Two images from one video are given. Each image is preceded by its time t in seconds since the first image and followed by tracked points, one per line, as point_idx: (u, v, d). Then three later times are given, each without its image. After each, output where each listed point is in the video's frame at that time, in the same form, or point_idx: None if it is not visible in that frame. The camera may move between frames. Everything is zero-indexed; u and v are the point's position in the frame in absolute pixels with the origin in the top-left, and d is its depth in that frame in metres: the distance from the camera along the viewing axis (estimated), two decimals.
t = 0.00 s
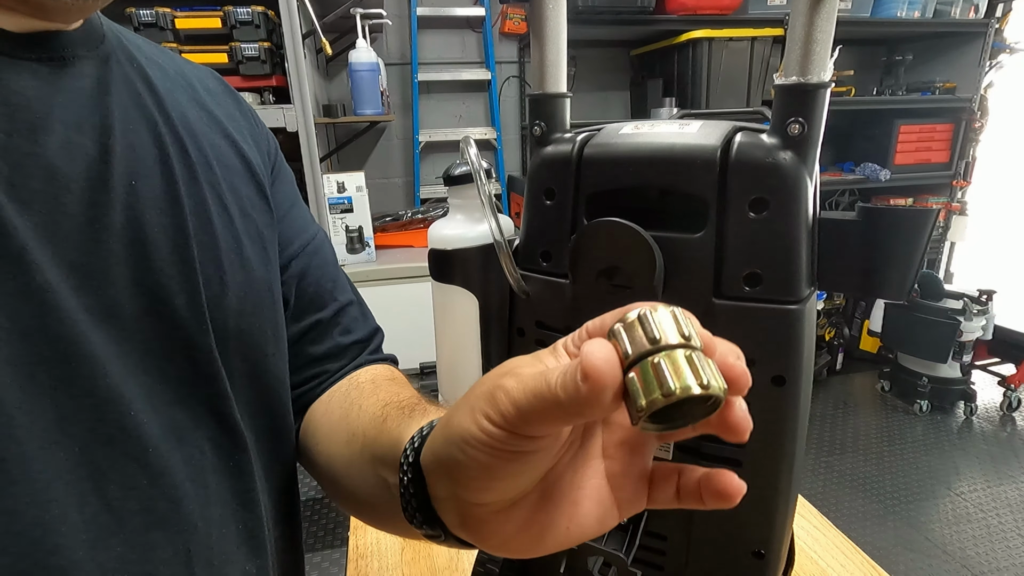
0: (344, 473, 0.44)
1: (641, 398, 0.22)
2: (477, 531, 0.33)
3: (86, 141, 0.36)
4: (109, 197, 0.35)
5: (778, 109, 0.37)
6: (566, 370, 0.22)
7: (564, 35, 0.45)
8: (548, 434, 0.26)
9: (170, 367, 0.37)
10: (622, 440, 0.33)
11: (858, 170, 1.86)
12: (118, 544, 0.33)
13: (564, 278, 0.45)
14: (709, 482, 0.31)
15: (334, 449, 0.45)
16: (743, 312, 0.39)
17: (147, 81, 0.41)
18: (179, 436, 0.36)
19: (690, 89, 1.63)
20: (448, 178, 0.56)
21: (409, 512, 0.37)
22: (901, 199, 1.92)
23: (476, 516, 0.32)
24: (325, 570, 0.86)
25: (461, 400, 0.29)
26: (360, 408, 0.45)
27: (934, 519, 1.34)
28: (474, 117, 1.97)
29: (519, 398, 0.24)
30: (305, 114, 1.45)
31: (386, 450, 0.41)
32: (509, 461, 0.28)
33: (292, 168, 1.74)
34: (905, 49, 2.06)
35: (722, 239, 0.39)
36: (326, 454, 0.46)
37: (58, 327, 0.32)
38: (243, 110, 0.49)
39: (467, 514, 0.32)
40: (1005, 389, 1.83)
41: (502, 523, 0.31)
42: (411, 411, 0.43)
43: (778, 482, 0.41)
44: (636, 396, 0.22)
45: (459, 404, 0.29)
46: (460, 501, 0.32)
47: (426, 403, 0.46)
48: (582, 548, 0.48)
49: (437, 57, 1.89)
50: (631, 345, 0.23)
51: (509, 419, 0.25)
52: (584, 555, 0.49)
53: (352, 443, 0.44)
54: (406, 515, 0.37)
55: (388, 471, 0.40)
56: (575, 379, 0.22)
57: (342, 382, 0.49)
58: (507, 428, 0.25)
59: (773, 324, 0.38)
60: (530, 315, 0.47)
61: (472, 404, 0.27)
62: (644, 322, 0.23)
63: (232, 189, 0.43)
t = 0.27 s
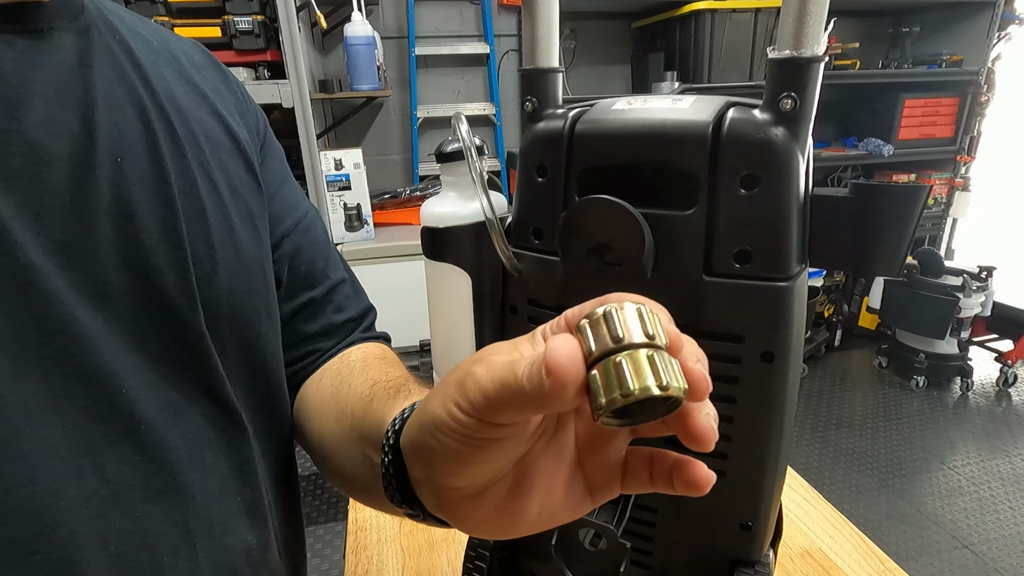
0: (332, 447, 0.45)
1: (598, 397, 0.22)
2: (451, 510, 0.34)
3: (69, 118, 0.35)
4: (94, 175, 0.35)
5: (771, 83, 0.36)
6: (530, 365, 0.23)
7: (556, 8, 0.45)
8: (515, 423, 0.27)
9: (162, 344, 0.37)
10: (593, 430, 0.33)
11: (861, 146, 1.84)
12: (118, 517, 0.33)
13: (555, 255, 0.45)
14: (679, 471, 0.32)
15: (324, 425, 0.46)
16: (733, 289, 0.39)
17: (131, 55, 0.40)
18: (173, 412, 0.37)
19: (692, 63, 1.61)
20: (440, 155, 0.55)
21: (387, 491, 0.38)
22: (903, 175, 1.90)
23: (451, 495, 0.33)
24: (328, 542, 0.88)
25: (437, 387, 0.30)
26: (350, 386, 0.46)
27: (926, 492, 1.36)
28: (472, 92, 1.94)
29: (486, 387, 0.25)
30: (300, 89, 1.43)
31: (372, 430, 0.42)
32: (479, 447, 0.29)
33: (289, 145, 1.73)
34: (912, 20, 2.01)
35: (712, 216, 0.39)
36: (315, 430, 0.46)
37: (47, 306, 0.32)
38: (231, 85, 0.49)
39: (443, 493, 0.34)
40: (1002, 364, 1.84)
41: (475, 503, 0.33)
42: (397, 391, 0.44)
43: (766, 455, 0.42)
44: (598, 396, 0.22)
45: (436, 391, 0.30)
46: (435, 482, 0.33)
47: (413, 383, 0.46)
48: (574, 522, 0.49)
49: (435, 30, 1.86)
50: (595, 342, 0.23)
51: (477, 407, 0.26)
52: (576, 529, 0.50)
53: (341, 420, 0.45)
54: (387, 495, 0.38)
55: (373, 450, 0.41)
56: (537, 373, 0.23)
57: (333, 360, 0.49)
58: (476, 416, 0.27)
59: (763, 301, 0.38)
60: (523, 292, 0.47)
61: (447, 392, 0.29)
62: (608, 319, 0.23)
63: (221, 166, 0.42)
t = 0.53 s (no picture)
0: (335, 387, 0.45)
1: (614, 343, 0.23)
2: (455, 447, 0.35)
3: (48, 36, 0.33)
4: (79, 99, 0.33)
5: (795, 5, 0.35)
6: (546, 308, 0.23)
7: None
8: (526, 365, 0.27)
9: (163, 280, 0.36)
10: (598, 374, 0.33)
11: (873, 88, 1.78)
12: (133, 448, 0.33)
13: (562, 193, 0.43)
14: (680, 415, 0.33)
15: (326, 365, 0.46)
16: (746, 227, 0.38)
17: None
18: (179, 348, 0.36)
19: None
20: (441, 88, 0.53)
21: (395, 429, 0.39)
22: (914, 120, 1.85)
23: (455, 433, 0.33)
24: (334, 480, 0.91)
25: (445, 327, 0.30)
26: (352, 326, 0.46)
27: (916, 435, 1.40)
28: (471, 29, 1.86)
29: (498, 329, 0.24)
30: (291, 24, 1.37)
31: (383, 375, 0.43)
32: (489, 388, 0.29)
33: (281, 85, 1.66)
34: None
35: (727, 150, 0.37)
36: (317, 369, 0.46)
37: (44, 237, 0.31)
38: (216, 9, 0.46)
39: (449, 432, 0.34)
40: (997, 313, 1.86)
41: (479, 441, 0.33)
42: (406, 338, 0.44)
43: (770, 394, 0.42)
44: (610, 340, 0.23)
45: (444, 332, 0.30)
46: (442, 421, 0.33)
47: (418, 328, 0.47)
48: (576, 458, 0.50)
49: None
50: (610, 289, 0.23)
51: (488, 350, 0.26)
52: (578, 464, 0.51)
53: (347, 360, 0.45)
54: (394, 429, 0.39)
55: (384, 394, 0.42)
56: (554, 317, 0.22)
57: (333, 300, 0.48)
58: (486, 357, 0.26)
59: (776, 238, 0.37)
60: (528, 232, 0.46)
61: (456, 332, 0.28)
62: (625, 266, 0.23)
63: (211, 96, 0.40)
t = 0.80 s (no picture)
0: (327, 384, 0.45)
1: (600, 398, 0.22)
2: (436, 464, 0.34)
3: (37, 20, 0.32)
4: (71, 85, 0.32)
5: None
6: (539, 352, 0.22)
7: None
8: (513, 399, 0.26)
9: (159, 270, 0.36)
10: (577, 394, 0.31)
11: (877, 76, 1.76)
12: (132, 439, 0.33)
13: (564, 183, 0.43)
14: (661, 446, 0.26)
15: (320, 360, 0.45)
16: (752, 217, 0.37)
17: None
18: (177, 338, 0.36)
19: None
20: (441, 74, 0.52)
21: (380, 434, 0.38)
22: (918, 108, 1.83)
23: (437, 452, 0.33)
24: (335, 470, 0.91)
25: (436, 352, 0.29)
26: (347, 325, 0.45)
27: (915, 424, 1.40)
28: (470, 16, 1.84)
29: (488, 361, 0.24)
30: (288, 11, 1.35)
31: (369, 376, 0.41)
32: (479, 418, 0.28)
33: (279, 73, 1.65)
34: None
35: (734, 138, 0.36)
36: (311, 364, 0.46)
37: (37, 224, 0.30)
38: None
39: (431, 450, 0.33)
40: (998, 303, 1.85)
41: (461, 463, 0.33)
42: (395, 338, 0.43)
43: (775, 386, 0.42)
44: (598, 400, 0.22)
45: (434, 356, 0.29)
46: (425, 438, 0.33)
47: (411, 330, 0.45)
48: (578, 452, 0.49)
49: None
50: (603, 338, 0.22)
51: (475, 381, 0.25)
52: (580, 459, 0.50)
53: (337, 359, 0.44)
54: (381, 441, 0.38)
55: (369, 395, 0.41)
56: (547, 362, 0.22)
57: (330, 294, 0.48)
58: (473, 388, 0.25)
59: (782, 229, 0.37)
60: (529, 223, 0.45)
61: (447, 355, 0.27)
62: (619, 316, 0.22)
63: (204, 83, 0.40)
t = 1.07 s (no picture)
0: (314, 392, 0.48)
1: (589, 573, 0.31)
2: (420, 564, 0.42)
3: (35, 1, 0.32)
4: (72, 68, 0.32)
5: None
6: (569, 526, 0.30)
7: None
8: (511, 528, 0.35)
9: (164, 254, 0.36)
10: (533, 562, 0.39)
11: (882, 55, 1.73)
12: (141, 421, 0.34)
13: (568, 163, 0.43)
14: None
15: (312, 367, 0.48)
16: (755, 199, 0.37)
17: None
18: (183, 321, 0.36)
19: None
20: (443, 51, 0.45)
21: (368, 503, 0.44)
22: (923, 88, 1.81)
23: (425, 521, 0.41)
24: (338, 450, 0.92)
25: (471, 442, 0.40)
26: (348, 343, 0.48)
27: (912, 406, 1.41)
28: None
29: (522, 512, 0.32)
30: None
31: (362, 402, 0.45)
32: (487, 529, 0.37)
33: (277, 53, 1.63)
34: None
35: (738, 119, 0.36)
36: (303, 366, 0.49)
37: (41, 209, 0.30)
38: None
39: (422, 502, 0.40)
40: (998, 285, 1.85)
41: (440, 532, 0.41)
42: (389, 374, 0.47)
43: (775, 367, 0.42)
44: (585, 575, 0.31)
45: (466, 444, 0.40)
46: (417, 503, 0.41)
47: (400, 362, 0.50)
48: (581, 432, 0.49)
49: None
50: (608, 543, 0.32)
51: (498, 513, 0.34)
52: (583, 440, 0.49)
53: (331, 373, 0.47)
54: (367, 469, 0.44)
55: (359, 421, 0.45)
56: (567, 541, 0.30)
57: (325, 295, 0.51)
58: (491, 511, 0.35)
59: (785, 210, 0.37)
60: (533, 204, 0.46)
61: (483, 464, 0.37)
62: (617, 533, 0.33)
63: (202, 69, 0.40)
